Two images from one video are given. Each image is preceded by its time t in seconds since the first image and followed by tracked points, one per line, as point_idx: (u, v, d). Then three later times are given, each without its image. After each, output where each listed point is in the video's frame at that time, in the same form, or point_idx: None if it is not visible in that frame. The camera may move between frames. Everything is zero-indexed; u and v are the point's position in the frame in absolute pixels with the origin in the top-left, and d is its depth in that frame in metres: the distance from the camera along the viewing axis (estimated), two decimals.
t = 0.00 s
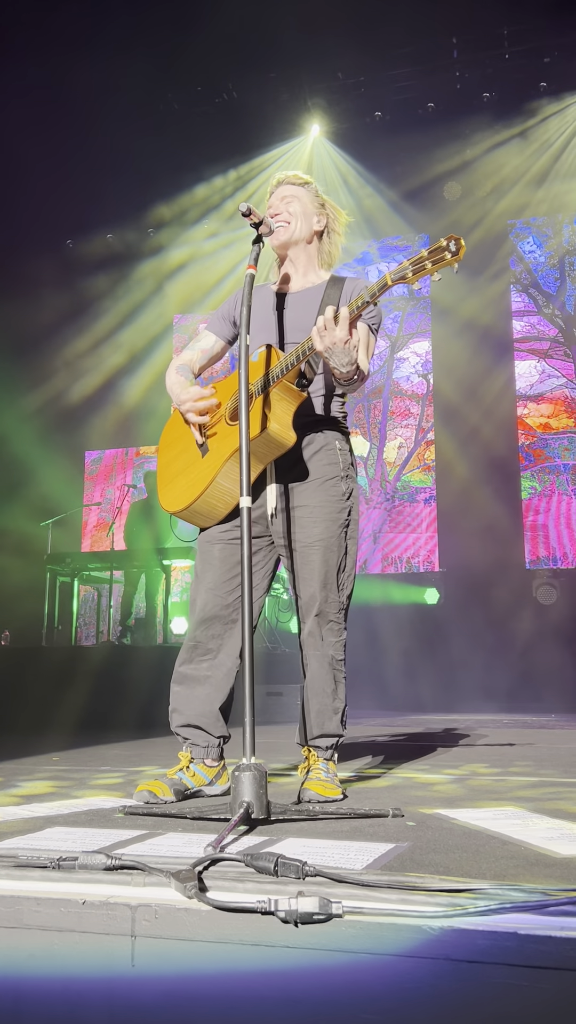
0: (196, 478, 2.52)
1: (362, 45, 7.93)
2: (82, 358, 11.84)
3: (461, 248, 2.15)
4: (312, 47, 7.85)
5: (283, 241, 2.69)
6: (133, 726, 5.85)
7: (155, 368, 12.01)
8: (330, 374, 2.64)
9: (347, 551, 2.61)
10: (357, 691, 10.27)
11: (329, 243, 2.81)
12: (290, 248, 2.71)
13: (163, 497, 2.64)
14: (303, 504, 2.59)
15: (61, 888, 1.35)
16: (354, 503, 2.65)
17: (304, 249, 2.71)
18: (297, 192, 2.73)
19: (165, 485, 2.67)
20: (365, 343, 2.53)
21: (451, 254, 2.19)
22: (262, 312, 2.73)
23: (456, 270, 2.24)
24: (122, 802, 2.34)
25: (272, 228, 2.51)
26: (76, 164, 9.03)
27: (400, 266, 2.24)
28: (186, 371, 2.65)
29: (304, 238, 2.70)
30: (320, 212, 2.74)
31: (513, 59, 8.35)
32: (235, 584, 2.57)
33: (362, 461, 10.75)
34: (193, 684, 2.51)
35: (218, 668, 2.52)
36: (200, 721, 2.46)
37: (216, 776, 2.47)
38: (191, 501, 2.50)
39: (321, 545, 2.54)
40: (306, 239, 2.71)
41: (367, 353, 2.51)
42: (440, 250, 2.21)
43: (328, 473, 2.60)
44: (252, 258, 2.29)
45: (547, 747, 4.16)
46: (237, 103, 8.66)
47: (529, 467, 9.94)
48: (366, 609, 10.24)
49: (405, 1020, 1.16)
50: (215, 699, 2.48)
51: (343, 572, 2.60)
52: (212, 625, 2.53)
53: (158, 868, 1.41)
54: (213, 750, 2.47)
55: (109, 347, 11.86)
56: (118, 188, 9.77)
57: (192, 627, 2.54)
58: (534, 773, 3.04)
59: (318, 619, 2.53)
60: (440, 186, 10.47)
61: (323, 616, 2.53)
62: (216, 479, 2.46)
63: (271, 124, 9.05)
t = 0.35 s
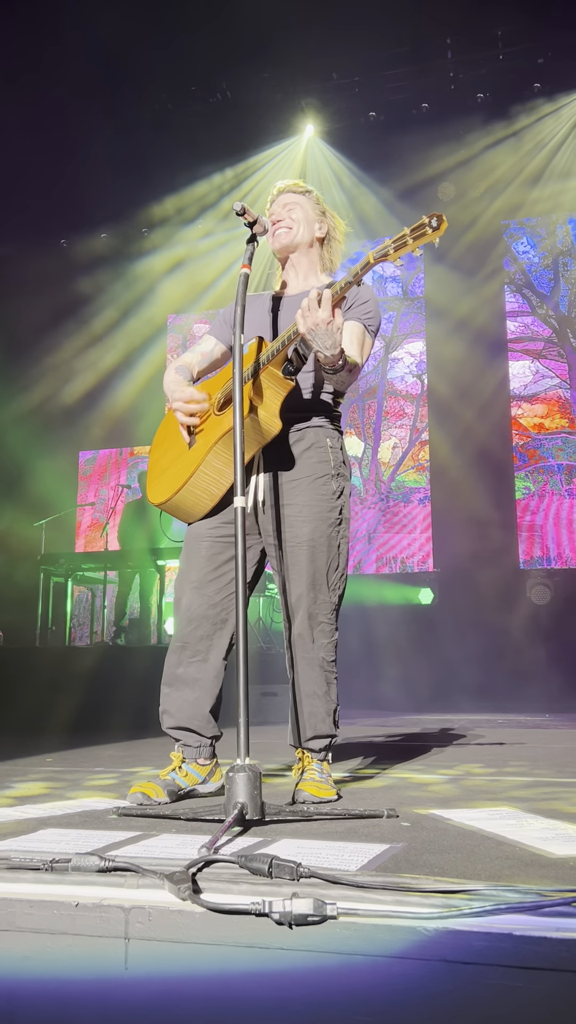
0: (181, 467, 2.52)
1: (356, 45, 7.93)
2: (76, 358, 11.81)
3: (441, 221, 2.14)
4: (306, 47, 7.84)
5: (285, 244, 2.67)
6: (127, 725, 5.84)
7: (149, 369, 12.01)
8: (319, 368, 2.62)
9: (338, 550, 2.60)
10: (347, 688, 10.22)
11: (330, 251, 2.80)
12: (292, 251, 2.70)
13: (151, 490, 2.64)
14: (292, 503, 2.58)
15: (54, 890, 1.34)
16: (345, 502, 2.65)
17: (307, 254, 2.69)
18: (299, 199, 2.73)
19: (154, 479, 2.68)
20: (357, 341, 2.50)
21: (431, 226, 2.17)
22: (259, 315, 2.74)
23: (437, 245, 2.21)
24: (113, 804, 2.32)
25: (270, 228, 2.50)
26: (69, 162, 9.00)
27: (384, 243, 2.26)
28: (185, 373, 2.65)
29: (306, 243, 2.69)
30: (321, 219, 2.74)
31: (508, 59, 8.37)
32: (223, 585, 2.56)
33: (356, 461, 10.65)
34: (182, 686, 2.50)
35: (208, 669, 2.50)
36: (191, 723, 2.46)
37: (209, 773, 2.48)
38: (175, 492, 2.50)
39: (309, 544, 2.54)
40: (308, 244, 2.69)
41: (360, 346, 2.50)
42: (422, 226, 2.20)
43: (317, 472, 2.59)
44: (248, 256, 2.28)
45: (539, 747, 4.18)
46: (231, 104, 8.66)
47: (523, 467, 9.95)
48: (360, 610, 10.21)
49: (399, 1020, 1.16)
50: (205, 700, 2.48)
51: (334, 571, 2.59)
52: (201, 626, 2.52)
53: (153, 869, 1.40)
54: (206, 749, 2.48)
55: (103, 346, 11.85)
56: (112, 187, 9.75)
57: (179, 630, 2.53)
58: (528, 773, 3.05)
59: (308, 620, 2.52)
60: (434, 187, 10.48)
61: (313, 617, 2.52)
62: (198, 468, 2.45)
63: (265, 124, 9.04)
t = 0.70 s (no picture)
0: (185, 478, 2.51)
1: (349, 45, 7.93)
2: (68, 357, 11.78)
3: (428, 230, 2.13)
4: (299, 48, 7.87)
5: (271, 235, 2.67)
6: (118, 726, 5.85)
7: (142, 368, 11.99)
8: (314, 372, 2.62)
9: (336, 550, 2.59)
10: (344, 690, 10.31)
11: (322, 238, 2.77)
12: (280, 242, 2.70)
13: (157, 499, 2.64)
14: (290, 503, 2.57)
15: (44, 893, 1.33)
16: (345, 502, 2.64)
17: (295, 245, 2.69)
18: (289, 187, 2.72)
19: (160, 487, 2.68)
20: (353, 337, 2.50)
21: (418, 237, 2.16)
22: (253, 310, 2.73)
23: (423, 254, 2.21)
24: (105, 806, 2.30)
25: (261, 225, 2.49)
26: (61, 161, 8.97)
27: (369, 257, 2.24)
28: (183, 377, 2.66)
29: (293, 233, 2.68)
30: (311, 206, 2.72)
31: (500, 60, 8.39)
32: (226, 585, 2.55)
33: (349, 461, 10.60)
34: (184, 686, 2.50)
35: (210, 669, 2.50)
36: (189, 722, 2.44)
37: (203, 777, 2.45)
38: (180, 504, 2.49)
39: (309, 544, 2.53)
40: (296, 234, 2.69)
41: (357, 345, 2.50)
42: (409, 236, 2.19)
43: (316, 473, 2.58)
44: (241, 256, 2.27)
45: (531, 746, 4.18)
46: (223, 104, 8.66)
47: (514, 467, 9.88)
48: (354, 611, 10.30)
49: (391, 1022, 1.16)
50: (207, 700, 2.47)
51: (332, 572, 2.58)
52: (206, 627, 2.51)
53: (144, 870, 1.39)
54: (201, 753, 2.44)
55: (95, 345, 11.81)
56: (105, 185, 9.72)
57: (185, 630, 2.52)
58: (521, 773, 3.05)
59: (305, 620, 2.52)
60: (427, 187, 10.48)
61: (310, 617, 2.52)
62: (203, 482, 2.45)
63: (257, 122, 9.03)
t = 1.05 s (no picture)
0: (182, 484, 2.51)
1: (342, 44, 7.91)
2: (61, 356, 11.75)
3: (429, 262, 2.06)
4: (294, 48, 7.86)
5: (263, 233, 2.66)
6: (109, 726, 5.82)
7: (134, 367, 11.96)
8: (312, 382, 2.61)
9: (333, 550, 2.59)
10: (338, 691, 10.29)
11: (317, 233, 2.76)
12: (273, 240, 2.69)
13: (155, 499, 2.64)
14: (288, 502, 2.57)
15: (33, 892, 1.32)
16: (343, 502, 2.63)
17: (287, 241, 2.69)
18: (280, 182, 2.70)
19: (156, 488, 2.68)
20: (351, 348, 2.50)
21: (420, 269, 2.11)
22: (248, 311, 2.72)
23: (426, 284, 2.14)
24: (96, 806, 2.28)
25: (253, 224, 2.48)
26: (53, 158, 8.95)
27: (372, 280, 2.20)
28: (182, 375, 2.63)
29: (285, 230, 2.67)
30: (303, 202, 2.71)
31: (494, 60, 8.40)
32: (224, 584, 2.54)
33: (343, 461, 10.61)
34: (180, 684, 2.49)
35: (206, 667, 2.49)
36: (183, 719, 2.43)
37: (195, 777, 2.45)
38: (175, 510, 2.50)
39: (306, 543, 2.52)
40: (288, 231, 2.68)
41: (354, 354, 2.50)
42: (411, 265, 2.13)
43: (313, 473, 2.58)
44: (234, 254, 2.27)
45: (523, 746, 4.19)
46: (215, 103, 8.63)
47: (508, 466, 9.93)
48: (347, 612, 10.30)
49: None
50: (201, 697, 2.46)
51: (329, 572, 2.57)
52: (203, 625, 2.50)
53: (134, 870, 1.39)
54: (194, 752, 2.43)
55: (88, 344, 11.78)
56: (98, 184, 9.70)
57: (183, 626, 2.51)
58: (514, 773, 3.05)
59: (301, 619, 2.51)
60: (421, 186, 10.48)
61: (306, 616, 2.51)
62: (199, 490, 2.45)
63: (251, 122, 9.01)
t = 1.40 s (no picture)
0: (174, 479, 2.51)
1: (337, 43, 7.92)
2: (55, 354, 11.73)
3: (435, 269, 2.13)
4: (288, 47, 7.87)
5: (256, 228, 2.65)
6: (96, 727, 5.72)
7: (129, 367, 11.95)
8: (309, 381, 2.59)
9: (326, 544, 2.58)
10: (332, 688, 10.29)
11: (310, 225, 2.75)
12: (266, 234, 2.67)
13: (143, 494, 2.63)
14: (282, 496, 2.56)
15: (19, 884, 1.32)
16: (336, 496, 2.63)
17: (279, 235, 2.67)
18: (271, 173, 2.68)
19: (146, 481, 2.67)
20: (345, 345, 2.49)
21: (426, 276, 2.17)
22: (240, 306, 2.70)
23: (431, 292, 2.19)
24: (85, 801, 2.27)
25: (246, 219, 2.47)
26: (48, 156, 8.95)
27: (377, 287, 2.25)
28: (172, 370, 2.63)
29: (276, 223, 2.66)
30: (295, 193, 2.70)
31: (489, 60, 8.42)
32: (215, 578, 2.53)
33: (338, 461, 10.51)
34: (169, 677, 2.47)
35: (196, 660, 2.47)
36: (173, 714, 2.42)
37: (186, 771, 2.44)
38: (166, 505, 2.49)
39: (301, 536, 2.51)
40: (280, 224, 2.66)
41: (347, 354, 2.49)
42: (417, 272, 2.19)
43: (307, 468, 2.57)
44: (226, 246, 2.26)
45: (516, 744, 4.19)
46: (211, 103, 8.65)
47: (502, 466, 9.90)
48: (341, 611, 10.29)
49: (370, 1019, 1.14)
50: (191, 691, 2.45)
51: (323, 566, 2.56)
52: (193, 617, 2.49)
53: (122, 861, 1.38)
54: (184, 746, 2.43)
55: (83, 343, 11.76)
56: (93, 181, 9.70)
57: (172, 619, 2.50)
58: (507, 770, 3.04)
59: (295, 613, 2.50)
60: (416, 185, 10.47)
61: (299, 609, 2.50)
62: (192, 486, 2.45)
63: (247, 121, 9.01)
